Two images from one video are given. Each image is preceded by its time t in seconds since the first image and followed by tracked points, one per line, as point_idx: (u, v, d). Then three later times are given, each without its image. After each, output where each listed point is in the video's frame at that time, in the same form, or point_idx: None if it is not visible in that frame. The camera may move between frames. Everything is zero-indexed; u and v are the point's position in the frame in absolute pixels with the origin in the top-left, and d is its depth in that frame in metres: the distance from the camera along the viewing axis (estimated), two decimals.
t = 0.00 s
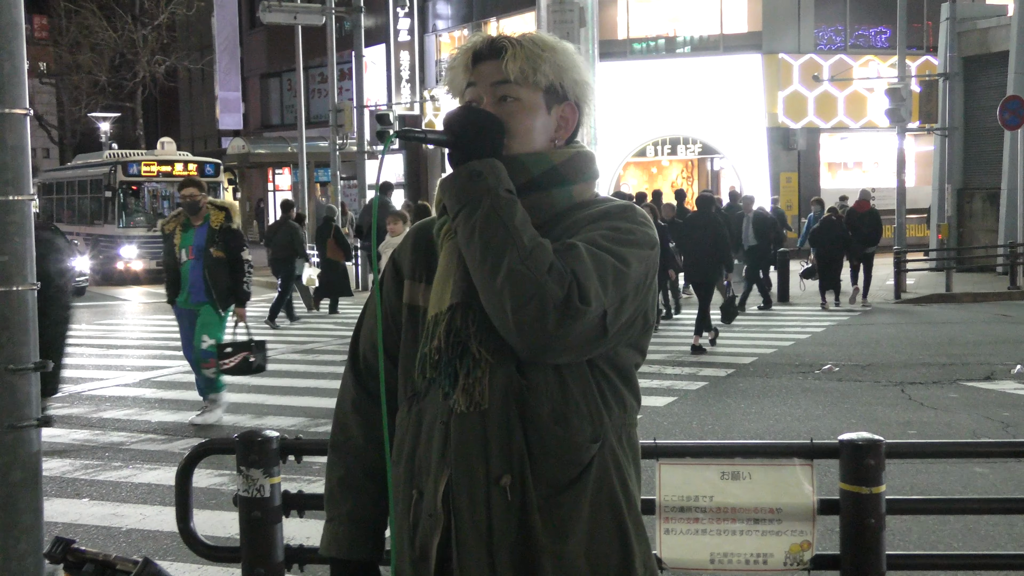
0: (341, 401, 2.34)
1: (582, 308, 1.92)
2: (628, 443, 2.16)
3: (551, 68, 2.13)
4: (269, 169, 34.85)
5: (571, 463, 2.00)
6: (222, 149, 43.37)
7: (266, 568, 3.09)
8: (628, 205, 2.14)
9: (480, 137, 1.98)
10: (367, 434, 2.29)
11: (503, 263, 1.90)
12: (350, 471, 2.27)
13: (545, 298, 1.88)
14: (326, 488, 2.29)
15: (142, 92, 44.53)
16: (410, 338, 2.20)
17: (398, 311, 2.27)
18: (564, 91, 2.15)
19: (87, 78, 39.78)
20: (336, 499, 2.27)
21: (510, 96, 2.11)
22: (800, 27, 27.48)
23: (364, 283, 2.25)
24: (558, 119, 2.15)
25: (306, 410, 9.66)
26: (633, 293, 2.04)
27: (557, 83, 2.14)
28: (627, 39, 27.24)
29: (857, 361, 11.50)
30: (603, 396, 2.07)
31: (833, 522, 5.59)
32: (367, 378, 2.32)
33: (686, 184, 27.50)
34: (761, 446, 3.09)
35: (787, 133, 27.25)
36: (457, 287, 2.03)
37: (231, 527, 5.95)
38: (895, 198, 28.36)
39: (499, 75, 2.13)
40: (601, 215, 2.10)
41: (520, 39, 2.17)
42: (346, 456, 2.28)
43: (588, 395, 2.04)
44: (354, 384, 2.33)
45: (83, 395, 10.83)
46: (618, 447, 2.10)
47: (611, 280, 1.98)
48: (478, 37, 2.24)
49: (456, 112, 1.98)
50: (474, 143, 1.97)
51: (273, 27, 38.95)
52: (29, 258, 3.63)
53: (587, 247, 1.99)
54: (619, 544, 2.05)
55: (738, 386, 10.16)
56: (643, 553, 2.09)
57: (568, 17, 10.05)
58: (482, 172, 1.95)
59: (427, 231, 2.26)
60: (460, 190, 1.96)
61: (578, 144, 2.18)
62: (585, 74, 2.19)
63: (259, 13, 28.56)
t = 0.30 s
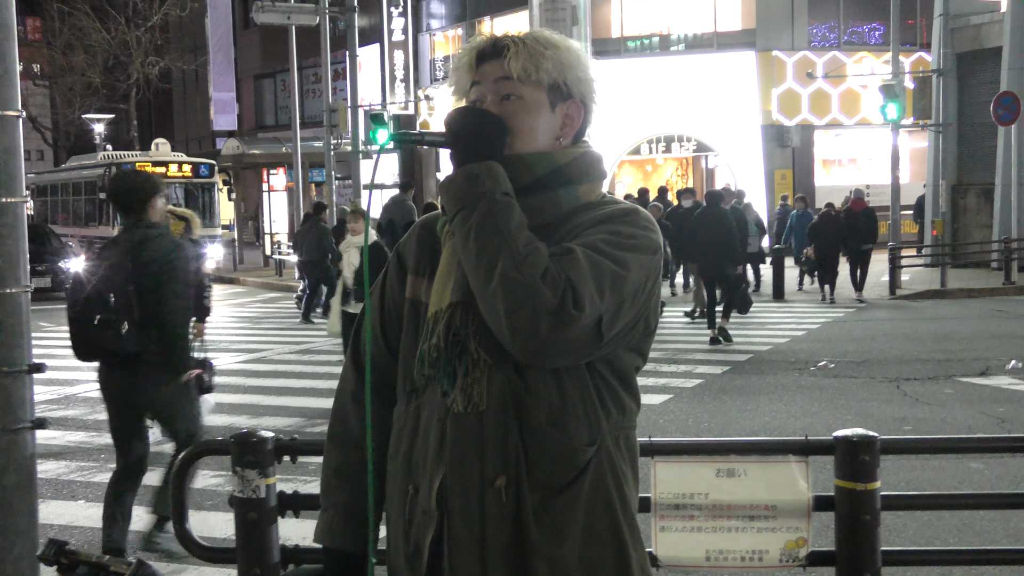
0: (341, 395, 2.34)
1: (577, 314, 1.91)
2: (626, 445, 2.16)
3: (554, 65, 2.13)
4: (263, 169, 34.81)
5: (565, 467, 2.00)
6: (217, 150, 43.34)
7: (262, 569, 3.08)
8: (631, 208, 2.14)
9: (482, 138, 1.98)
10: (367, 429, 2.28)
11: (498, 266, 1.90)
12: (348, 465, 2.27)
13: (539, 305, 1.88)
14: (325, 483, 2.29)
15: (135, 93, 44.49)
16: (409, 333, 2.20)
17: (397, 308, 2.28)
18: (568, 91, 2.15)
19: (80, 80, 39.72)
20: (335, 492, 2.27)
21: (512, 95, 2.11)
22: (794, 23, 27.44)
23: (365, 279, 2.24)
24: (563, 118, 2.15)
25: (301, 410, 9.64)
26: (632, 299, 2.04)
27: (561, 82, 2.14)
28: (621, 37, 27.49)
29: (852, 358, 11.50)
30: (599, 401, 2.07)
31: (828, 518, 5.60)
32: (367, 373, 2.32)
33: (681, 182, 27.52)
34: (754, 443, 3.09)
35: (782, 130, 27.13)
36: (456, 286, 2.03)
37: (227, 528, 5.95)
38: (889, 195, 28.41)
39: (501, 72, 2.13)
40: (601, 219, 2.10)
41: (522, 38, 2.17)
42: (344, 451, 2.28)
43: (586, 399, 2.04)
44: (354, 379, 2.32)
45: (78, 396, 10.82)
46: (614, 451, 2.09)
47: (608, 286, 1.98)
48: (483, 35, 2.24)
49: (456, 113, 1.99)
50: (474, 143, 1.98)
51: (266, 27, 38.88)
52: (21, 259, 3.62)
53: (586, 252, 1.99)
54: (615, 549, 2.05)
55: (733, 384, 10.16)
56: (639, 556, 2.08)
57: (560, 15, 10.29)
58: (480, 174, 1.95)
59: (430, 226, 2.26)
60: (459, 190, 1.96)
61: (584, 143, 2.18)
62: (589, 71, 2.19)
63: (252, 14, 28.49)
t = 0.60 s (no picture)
0: (349, 393, 2.34)
1: (576, 323, 1.92)
2: (628, 449, 2.16)
3: (563, 69, 2.12)
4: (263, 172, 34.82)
5: (563, 472, 2.00)
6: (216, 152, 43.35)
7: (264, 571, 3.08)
8: (636, 214, 2.15)
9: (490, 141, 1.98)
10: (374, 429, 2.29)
11: (498, 272, 1.90)
12: (353, 464, 2.28)
13: (538, 312, 1.89)
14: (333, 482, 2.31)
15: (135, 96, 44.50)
16: (412, 335, 2.20)
17: (403, 308, 2.28)
18: (579, 95, 2.15)
19: (80, 83, 39.71)
20: (342, 491, 2.28)
21: (522, 98, 2.12)
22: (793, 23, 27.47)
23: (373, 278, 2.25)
24: (573, 122, 2.15)
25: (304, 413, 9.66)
26: (635, 305, 2.04)
27: (571, 87, 2.14)
28: (620, 38, 27.65)
29: (853, 358, 11.51)
30: (599, 405, 2.06)
31: (830, 518, 5.61)
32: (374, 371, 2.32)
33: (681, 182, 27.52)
34: (756, 444, 3.08)
35: (781, 131, 27.21)
36: (458, 289, 2.03)
37: (229, 531, 5.95)
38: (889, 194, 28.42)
39: (511, 75, 2.13)
40: (606, 225, 2.11)
41: (534, 40, 2.17)
42: (351, 449, 2.28)
43: (585, 405, 2.04)
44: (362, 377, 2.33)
45: (80, 400, 10.83)
46: (615, 455, 2.09)
47: (608, 294, 1.98)
48: (495, 36, 2.24)
49: (464, 114, 1.99)
50: (480, 147, 1.98)
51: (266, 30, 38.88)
52: (23, 264, 3.63)
53: (587, 258, 1.99)
54: (614, 553, 2.05)
55: (734, 384, 10.17)
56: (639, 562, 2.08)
57: (559, 17, 10.50)
58: (484, 178, 1.95)
59: (437, 226, 2.26)
60: (463, 194, 1.96)
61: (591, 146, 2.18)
62: (601, 75, 2.18)
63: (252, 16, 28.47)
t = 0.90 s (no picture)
0: (363, 398, 2.35)
1: (597, 333, 1.94)
2: (644, 457, 2.17)
3: (588, 79, 2.17)
4: (273, 178, 34.95)
5: (582, 479, 2.01)
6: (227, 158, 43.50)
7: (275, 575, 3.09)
8: (655, 222, 2.17)
9: (514, 148, 1.99)
10: (391, 433, 2.29)
11: (520, 281, 1.91)
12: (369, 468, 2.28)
13: (561, 322, 1.91)
14: (348, 485, 2.30)
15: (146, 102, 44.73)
16: (429, 341, 2.21)
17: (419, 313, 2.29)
18: (601, 103, 2.18)
19: (91, 89, 39.91)
20: (357, 497, 2.28)
21: (547, 105, 2.15)
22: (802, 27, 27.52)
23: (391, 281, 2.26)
24: (594, 128, 2.18)
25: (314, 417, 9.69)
26: (653, 315, 2.06)
27: (594, 95, 2.17)
28: (630, 44, 27.55)
29: (863, 363, 11.49)
30: (617, 413, 2.08)
31: (840, 523, 5.60)
32: (390, 375, 2.33)
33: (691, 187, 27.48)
34: (766, 449, 3.09)
35: (791, 135, 27.26)
36: (477, 296, 2.04)
37: (241, 534, 5.98)
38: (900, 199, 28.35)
39: (536, 83, 2.17)
40: (625, 233, 2.13)
41: (557, 48, 2.20)
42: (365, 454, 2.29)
43: (603, 413, 2.05)
44: (378, 381, 2.33)
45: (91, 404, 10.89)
46: (631, 462, 2.10)
47: (628, 304, 2.00)
48: (517, 43, 2.28)
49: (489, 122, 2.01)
50: (504, 155, 1.99)
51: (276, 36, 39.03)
52: (37, 270, 3.65)
53: (608, 267, 2.01)
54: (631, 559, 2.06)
55: (744, 389, 10.16)
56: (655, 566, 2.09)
57: (569, 23, 10.52)
58: (509, 186, 1.97)
59: (452, 231, 2.28)
60: (485, 202, 1.98)
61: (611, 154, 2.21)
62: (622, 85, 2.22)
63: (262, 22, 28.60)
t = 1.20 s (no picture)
0: (368, 400, 2.33)
1: (613, 337, 1.95)
2: (652, 457, 2.18)
3: (601, 81, 2.17)
4: (279, 179, 35.00)
5: (594, 479, 2.02)
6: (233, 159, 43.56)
7: None
8: (665, 225, 2.17)
9: (528, 150, 2.00)
10: (398, 435, 2.28)
11: (534, 284, 1.92)
12: (374, 471, 2.26)
13: (574, 325, 1.92)
14: (353, 488, 2.28)
15: (152, 103, 44.81)
16: (436, 343, 2.21)
17: (423, 315, 2.28)
18: (612, 106, 2.19)
19: (97, 90, 39.97)
20: (362, 500, 2.26)
21: (560, 106, 2.15)
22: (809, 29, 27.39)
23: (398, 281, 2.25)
24: (604, 130, 2.19)
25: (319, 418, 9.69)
26: (666, 316, 2.07)
27: (606, 98, 2.18)
28: (636, 45, 27.87)
29: (869, 365, 11.45)
30: (627, 414, 2.09)
31: (847, 526, 5.59)
32: (396, 377, 2.32)
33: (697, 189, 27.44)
34: (771, 450, 3.09)
35: (797, 137, 27.10)
36: (487, 297, 2.04)
37: (247, 535, 5.98)
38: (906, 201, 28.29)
39: (549, 84, 2.17)
40: (636, 236, 2.13)
41: (569, 48, 2.20)
42: (370, 456, 2.27)
43: (612, 414, 2.06)
44: (384, 383, 2.32)
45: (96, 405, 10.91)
46: (641, 462, 2.11)
47: (642, 307, 2.01)
48: (529, 43, 2.28)
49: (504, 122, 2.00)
50: (519, 156, 2.00)
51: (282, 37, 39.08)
52: (42, 271, 3.66)
53: (621, 271, 2.02)
54: (642, 559, 2.07)
55: (750, 391, 10.14)
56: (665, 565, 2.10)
57: (576, 26, 10.45)
58: (523, 189, 1.98)
59: (459, 233, 2.27)
60: (500, 203, 1.99)
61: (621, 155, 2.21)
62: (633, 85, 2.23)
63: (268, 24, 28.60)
